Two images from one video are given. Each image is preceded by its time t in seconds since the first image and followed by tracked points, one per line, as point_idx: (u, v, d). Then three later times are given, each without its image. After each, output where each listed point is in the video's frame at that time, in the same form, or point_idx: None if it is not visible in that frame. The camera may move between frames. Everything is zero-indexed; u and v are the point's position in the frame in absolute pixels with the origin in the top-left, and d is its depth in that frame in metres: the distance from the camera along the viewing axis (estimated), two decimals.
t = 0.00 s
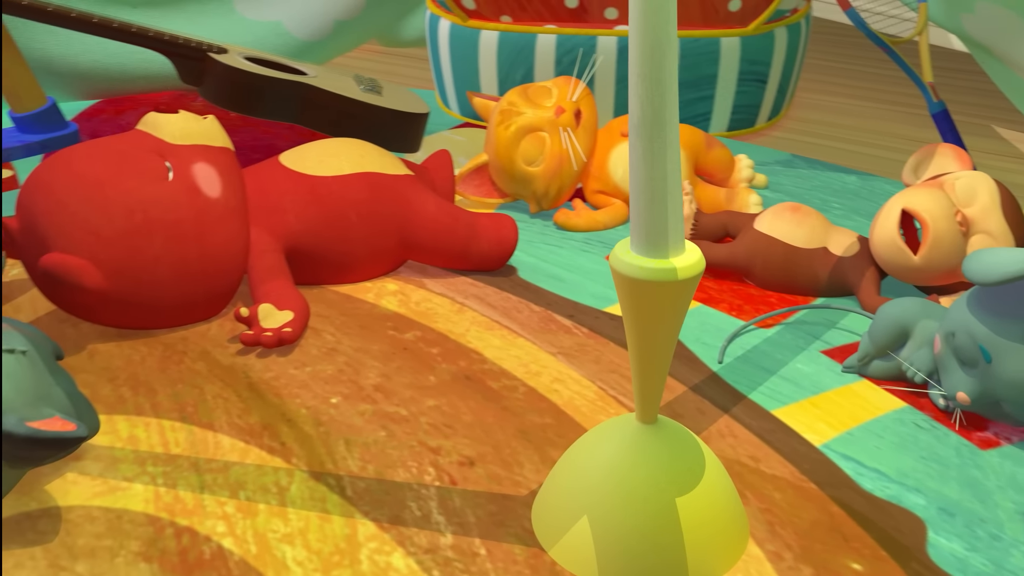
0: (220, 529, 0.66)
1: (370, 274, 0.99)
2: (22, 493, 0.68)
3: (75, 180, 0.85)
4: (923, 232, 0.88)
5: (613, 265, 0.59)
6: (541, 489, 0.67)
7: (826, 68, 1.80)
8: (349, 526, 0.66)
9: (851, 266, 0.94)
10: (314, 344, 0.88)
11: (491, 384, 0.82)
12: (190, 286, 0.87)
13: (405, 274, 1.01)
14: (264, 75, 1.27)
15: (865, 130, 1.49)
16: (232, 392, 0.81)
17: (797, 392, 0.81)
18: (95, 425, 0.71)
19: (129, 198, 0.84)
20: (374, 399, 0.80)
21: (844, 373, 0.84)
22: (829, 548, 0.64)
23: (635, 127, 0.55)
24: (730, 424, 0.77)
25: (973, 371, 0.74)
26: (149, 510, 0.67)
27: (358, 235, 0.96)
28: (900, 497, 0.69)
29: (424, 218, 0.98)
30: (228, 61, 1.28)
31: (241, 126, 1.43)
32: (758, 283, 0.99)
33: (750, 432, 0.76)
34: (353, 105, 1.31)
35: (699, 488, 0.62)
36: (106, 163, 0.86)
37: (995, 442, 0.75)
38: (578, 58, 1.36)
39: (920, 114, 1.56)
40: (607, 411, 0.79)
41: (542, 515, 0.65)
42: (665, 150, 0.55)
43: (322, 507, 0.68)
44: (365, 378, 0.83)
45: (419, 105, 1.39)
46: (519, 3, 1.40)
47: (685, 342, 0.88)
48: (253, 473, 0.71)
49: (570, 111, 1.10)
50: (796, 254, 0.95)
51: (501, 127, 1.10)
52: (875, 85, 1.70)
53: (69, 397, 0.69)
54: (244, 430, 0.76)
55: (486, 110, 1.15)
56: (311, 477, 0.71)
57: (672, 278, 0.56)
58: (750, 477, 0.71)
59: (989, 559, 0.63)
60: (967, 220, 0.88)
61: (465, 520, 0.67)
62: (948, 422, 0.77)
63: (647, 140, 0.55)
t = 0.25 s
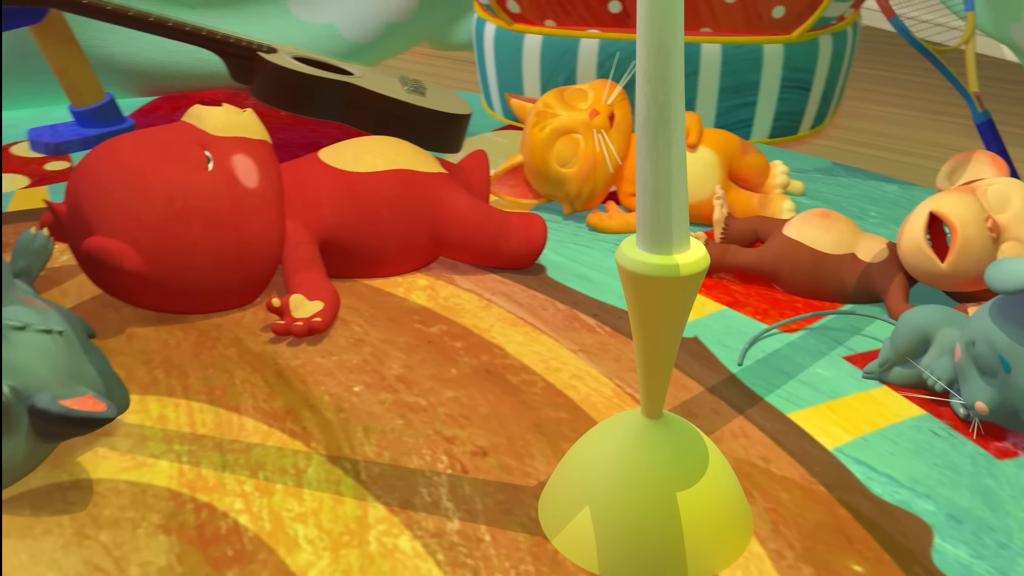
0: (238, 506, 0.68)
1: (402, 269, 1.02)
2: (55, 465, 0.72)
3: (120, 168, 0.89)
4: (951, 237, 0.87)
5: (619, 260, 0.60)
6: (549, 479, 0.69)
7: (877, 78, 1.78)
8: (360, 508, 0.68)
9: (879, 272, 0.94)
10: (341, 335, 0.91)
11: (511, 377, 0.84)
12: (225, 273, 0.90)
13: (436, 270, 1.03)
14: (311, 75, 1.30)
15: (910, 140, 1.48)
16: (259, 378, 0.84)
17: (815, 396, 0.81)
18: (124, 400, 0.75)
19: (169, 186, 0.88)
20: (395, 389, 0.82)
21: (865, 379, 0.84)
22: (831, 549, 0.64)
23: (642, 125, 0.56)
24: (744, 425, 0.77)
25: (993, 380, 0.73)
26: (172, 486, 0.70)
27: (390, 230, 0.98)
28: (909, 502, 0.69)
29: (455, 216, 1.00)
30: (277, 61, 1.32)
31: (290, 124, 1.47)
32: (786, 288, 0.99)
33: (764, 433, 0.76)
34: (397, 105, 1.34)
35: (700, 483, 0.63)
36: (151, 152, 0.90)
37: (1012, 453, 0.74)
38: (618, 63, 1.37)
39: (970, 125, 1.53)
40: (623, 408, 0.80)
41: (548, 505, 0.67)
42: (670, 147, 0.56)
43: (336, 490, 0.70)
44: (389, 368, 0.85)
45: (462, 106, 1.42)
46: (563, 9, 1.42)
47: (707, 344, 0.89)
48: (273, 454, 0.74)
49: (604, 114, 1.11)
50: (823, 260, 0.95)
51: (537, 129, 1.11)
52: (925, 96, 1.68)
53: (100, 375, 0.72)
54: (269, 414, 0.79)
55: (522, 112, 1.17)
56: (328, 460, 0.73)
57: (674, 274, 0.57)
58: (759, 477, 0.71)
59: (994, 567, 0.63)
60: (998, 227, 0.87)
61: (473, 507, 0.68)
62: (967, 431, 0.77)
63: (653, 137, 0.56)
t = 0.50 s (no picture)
0: (255, 482, 0.71)
1: (432, 263, 1.04)
2: (88, 437, 0.76)
3: (164, 158, 0.93)
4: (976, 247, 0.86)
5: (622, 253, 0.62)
6: (555, 467, 0.70)
7: (927, 88, 1.76)
8: (371, 488, 0.71)
9: (905, 279, 0.93)
10: (369, 324, 0.93)
11: (529, 370, 0.86)
12: (260, 261, 0.93)
13: (466, 266, 1.06)
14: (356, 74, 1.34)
15: (955, 150, 1.46)
16: (286, 362, 0.87)
17: (829, 398, 0.82)
18: (154, 376, 0.79)
19: (209, 176, 0.91)
20: (416, 377, 0.85)
21: (881, 383, 0.84)
22: (828, 546, 0.65)
23: (645, 121, 0.58)
24: (755, 423, 0.78)
25: (1009, 388, 0.73)
26: (195, 460, 0.73)
27: (421, 224, 1.01)
28: (913, 504, 0.69)
29: (485, 212, 1.03)
30: (324, 60, 1.36)
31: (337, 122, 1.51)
32: (811, 292, 0.99)
33: (773, 432, 0.77)
34: (439, 106, 1.37)
35: (699, 474, 0.64)
36: (193, 143, 0.94)
37: None
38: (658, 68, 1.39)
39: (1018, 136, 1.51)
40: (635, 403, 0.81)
41: (551, 491, 0.68)
42: (672, 144, 0.57)
43: (350, 470, 0.72)
44: (411, 358, 0.88)
45: (504, 108, 1.44)
46: (605, 13, 1.42)
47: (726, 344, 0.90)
48: (293, 434, 0.77)
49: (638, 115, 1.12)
50: (848, 264, 0.95)
51: (570, 129, 1.14)
52: (975, 106, 1.66)
53: (131, 352, 0.76)
54: (292, 396, 0.82)
55: (558, 113, 1.20)
56: (345, 442, 0.76)
57: (672, 267, 0.59)
58: (764, 474, 0.72)
59: (993, 570, 0.63)
60: None
61: (480, 492, 0.70)
62: (980, 438, 0.76)
63: (656, 133, 0.58)
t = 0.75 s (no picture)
0: (274, 456, 0.75)
1: (462, 259, 1.07)
2: (121, 409, 0.80)
3: (206, 150, 0.97)
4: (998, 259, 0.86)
5: (624, 245, 0.64)
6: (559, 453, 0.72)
7: (978, 98, 1.75)
8: (383, 466, 0.73)
9: (927, 285, 0.93)
10: (395, 313, 0.97)
11: (546, 361, 0.88)
12: (293, 250, 0.97)
13: (495, 261, 1.08)
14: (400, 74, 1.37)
15: (1000, 161, 1.45)
16: (314, 347, 0.90)
17: (841, 399, 0.82)
18: (184, 348, 0.84)
19: (247, 167, 0.95)
20: (436, 365, 0.87)
21: (895, 386, 0.84)
22: (823, 538, 0.66)
23: (646, 117, 0.60)
24: (763, 420, 0.79)
25: (1019, 394, 0.73)
26: (219, 434, 0.77)
27: (451, 219, 1.04)
28: (913, 503, 0.70)
29: (514, 208, 1.05)
30: (371, 61, 1.40)
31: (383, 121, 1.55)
32: (835, 295, 0.99)
33: (781, 429, 0.78)
34: (480, 107, 1.40)
35: (694, 462, 0.65)
36: (234, 136, 0.98)
37: None
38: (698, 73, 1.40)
39: None
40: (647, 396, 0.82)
41: (554, 475, 0.70)
42: (671, 139, 0.59)
43: (364, 449, 0.75)
44: (433, 346, 0.90)
45: (545, 110, 1.46)
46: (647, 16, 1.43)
47: (742, 343, 0.91)
48: (313, 414, 0.80)
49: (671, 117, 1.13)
50: (871, 268, 0.96)
51: (604, 130, 1.16)
52: None
53: (164, 324, 0.81)
54: (316, 378, 0.85)
55: (593, 114, 1.22)
56: (362, 423, 0.79)
57: (670, 258, 0.61)
58: (767, 468, 0.73)
59: (986, 569, 0.63)
60: None
61: (487, 474, 0.73)
62: (990, 442, 0.76)
63: (656, 128, 0.59)
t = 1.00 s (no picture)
0: (294, 430, 0.78)
1: (493, 251, 1.10)
2: (156, 382, 0.85)
3: (247, 144, 1.02)
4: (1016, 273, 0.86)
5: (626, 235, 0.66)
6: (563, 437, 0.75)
7: None
8: (396, 443, 0.77)
9: (948, 291, 0.93)
10: (422, 302, 1.00)
11: (562, 352, 0.91)
12: (327, 240, 1.01)
13: (524, 256, 1.11)
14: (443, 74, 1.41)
15: None
16: (341, 331, 0.94)
17: (850, 396, 0.83)
18: (217, 327, 0.89)
19: (285, 159, 1.00)
20: (456, 352, 0.90)
21: (907, 386, 0.85)
22: (815, 527, 0.67)
23: (648, 111, 0.62)
24: (770, 414, 0.81)
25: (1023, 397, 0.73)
26: (245, 409, 0.81)
27: (480, 213, 1.07)
28: (910, 497, 0.71)
29: (542, 205, 1.08)
30: (415, 61, 1.44)
31: (428, 121, 1.59)
32: (857, 297, 1.00)
33: (786, 423, 0.79)
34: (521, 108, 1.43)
35: (688, 447, 0.67)
36: (274, 131, 1.03)
37: None
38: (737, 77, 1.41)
39: None
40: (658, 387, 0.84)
41: (556, 457, 0.73)
42: (670, 134, 0.61)
43: (379, 427, 0.79)
44: (455, 335, 0.93)
45: (585, 112, 1.49)
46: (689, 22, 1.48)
47: (758, 340, 0.92)
48: (335, 393, 0.83)
49: (702, 118, 1.15)
50: (892, 271, 0.96)
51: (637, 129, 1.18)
52: None
53: (198, 303, 0.86)
54: (340, 360, 0.89)
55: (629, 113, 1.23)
56: (380, 403, 0.82)
57: (667, 248, 0.63)
58: (768, 459, 0.74)
59: (976, 563, 0.64)
60: None
61: (494, 455, 0.75)
62: (996, 444, 0.77)
63: (656, 124, 0.61)
